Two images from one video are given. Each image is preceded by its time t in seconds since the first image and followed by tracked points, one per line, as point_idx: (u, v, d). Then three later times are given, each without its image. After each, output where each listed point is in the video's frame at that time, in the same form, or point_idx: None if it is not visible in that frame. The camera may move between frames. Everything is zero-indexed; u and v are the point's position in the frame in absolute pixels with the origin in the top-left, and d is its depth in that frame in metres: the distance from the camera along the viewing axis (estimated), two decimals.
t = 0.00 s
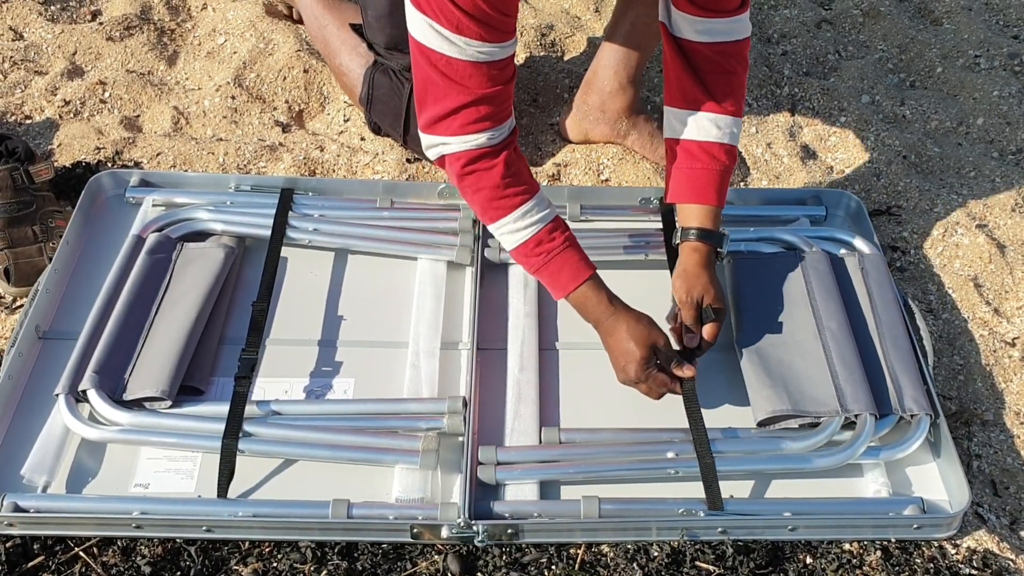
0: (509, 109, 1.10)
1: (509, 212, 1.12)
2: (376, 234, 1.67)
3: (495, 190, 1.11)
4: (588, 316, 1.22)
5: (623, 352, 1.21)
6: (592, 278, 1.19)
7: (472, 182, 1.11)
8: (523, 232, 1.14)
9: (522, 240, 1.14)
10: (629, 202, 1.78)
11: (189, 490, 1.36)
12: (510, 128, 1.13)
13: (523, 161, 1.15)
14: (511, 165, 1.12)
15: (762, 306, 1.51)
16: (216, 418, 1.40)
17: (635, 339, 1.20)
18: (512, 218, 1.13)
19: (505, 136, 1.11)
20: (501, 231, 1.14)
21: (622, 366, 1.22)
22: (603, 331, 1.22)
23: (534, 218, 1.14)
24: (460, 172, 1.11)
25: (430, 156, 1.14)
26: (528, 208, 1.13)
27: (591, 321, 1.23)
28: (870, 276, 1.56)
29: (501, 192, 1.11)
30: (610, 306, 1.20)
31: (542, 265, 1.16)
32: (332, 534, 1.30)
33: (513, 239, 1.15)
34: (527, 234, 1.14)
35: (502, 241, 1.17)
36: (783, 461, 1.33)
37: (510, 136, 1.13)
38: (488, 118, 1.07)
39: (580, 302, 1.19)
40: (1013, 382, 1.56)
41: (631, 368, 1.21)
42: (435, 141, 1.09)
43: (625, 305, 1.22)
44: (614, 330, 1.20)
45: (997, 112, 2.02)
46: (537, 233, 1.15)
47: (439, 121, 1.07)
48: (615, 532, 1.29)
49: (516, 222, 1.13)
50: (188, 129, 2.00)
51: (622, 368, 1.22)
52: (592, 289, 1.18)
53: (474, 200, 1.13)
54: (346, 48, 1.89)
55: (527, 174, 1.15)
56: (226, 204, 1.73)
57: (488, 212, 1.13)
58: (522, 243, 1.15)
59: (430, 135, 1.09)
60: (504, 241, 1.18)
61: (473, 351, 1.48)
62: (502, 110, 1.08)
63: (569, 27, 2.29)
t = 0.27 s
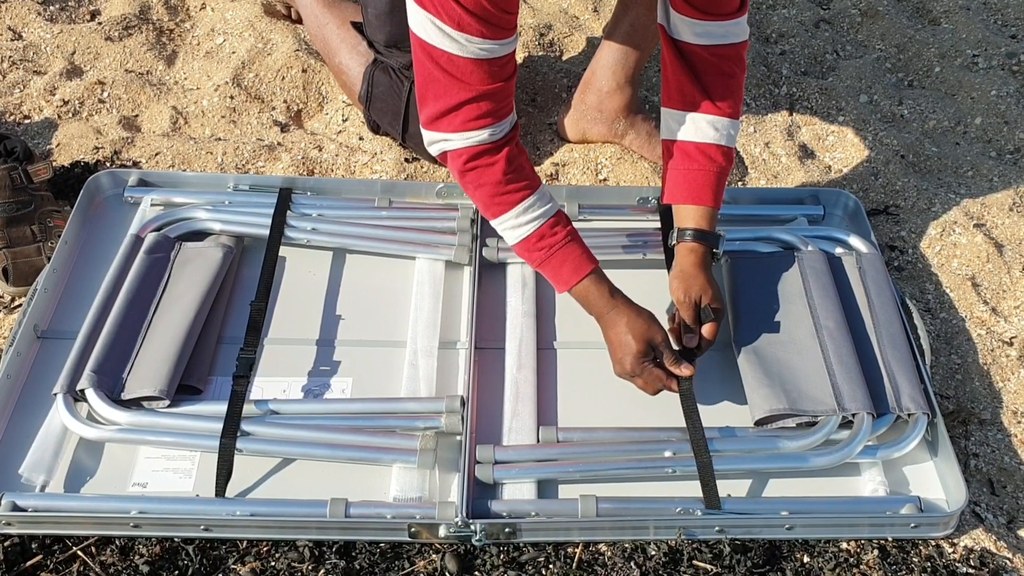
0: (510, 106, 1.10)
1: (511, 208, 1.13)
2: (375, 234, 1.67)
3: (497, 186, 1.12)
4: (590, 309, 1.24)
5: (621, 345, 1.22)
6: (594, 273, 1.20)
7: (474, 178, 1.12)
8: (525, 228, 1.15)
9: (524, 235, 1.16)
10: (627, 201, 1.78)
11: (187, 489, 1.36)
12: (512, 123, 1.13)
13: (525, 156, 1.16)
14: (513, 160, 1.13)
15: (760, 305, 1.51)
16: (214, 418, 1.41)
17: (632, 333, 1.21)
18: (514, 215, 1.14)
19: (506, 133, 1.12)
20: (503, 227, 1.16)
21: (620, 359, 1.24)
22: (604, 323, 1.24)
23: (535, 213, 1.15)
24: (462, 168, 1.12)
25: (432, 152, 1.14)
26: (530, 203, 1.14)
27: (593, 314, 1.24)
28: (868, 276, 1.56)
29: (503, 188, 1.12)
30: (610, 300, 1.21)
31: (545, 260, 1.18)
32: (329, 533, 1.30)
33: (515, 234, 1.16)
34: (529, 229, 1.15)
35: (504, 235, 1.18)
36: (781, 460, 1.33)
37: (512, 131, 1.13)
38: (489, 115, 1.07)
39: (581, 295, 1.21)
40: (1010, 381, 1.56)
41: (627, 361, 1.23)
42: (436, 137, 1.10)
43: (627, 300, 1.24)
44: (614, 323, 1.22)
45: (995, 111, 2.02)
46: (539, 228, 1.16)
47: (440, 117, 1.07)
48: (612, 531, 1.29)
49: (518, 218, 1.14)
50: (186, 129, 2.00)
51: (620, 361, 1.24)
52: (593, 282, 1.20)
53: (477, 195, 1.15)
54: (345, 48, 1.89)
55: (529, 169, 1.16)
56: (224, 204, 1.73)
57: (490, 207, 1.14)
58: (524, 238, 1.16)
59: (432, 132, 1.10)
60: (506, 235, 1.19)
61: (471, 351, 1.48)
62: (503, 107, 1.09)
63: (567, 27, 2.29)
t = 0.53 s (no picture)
0: (511, 102, 1.11)
1: (513, 205, 1.14)
2: (373, 233, 1.67)
3: (499, 183, 1.13)
4: (592, 305, 1.24)
5: (622, 340, 1.22)
6: (596, 269, 1.21)
7: (476, 175, 1.13)
8: (527, 224, 1.16)
9: (526, 231, 1.16)
10: (625, 200, 1.79)
11: (186, 487, 1.36)
12: (513, 120, 1.14)
13: (527, 152, 1.17)
14: (515, 157, 1.14)
15: (758, 304, 1.51)
16: (213, 416, 1.41)
17: (635, 327, 1.22)
18: (516, 211, 1.14)
19: (508, 129, 1.12)
20: (506, 223, 1.16)
21: (621, 354, 1.24)
22: (606, 319, 1.24)
23: (538, 210, 1.15)
24: (464, 165, 1.12)
25: (434, 149, 1.15)
26: (532, 200, 1.14)
27: (595, 311, 1.25)
28: (865, 274, 1.56)
29: (505, 185, 1.13)
30: (612, 295, 1.22)
31: (547, 256, 1.18)
32: (327, 530, 1.30)
33: (518, 231, 1.17)
34: (531, 226, 1.16)
35: (506, 232, 1.18)
36: (779, 457, 1.34)
37: (513, 128, 1.14)
38: (492, 111, 1.07)
39: (584, 290, 1.22)
40: (1008, 379, 1.56)
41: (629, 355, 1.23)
42: (438, 135, 1.10)
43: (628, 297, 1.25)
44: (615, 318, 1.22)
45: (993, 110, 2.03)
46: (542, 225, 1.16)
47: (442, 115, 1.07)
48: (609, 529, 1.29)
49: (521, 214, 1.14)
50: (185, 128, 2.01)
51: (621, 356, 1.24)
52: (596, 278, 1.21)
53: (479, 192, 1.15)
54: (344, 47, 1.89)
55: (531, 166, 1.16)
56: (222, 203, 1.74)
57: (493, 204, 1.15)
58: (527, 234, 1.17)
59: (434, 129, 1.10)
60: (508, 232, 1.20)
61: (469, 349, 1.48)
62: (505, 103, 1.09)
63: (566, 26, 2.30)
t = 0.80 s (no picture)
0: (511, 97, 1.11)
1: (513, 201, 1.14)
2: (373, 231, 1.67)
3: (499, 179, 1.13)
4: (591, 304, 1.25)
5: (622, 340, 1.23)
6: (595, 267, 1.21)
7: (476, 171, 1.13)
8: (528, 221, 1.16)
9: (526, 228, 1.16)
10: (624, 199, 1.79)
11: (186, 485, 1.37)
12: (513, 116, 1.14)
13: (527, 149, 1.17)
14: (515, 154, 1.14)
15: (756, 300, 1.52)
16: (213, 413, 1.41)
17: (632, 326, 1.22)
18: (516, 207, 1.14)
19: (507, 125, 1.13)
20: (506, 220, 1.16)
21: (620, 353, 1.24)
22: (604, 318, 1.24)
23: (538, 206, 1.16)
24: (464, 161, 1.12)
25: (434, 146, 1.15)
26: (532, 197, 1.14)
27: (594, 309, 1.25)
28: (863, 270, 1.57)
29: (506, 181, 1.13)
30: (610, 294, 1.22)
31: (547, 254, 1.18)
32: (327, 527, 1.30)
33: (518, 227, 1.17)
34: (532, 223, 1.16)
35: (506, 229, 1.18)
36: (777, 452, 1.34)
37: (513, 124, 1.14)
38: (491, 106, 1.08)
39: (583, 289, 1.22)
40: (1005, 378, 1.57)
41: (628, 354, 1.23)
42: (438, 130, 1.11)
43: (627, 295, 1.25)
44: (614, 317, 1.23)
45: (991, 109, 2.03)
46: (542, 222, 1.16)
47: (441, 110, 1.08)
48: (608, 526, 1.30)
49: (521, 211, 1.15)
50: (185, 127, 2.01)
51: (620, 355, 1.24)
52: (594, 276, 1.21)
53: (479, 188, 1.15)
54: (344, 45, 1.90)
55: (531, 163, 1.16)
56: (221, 202, 1.74)
57: (493, 201, 1.15)
58: (527, 231, 1.17)
59: (433, 125, 1.10)
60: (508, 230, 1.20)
61: (468, 347, 1.49)
62: (504, 98, 1.09)
63: (565, 25, 2.30)
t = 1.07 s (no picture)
0: (516, 95, 1.12)
1: (523, 202, 1.15)
2: (376, 230, 1.68)
3: (509, 180, 1.14)
4: (601, 303, 1.27)
5: (630, 339, 1.25)
6: (606, 267, 1.23)
7: (485, 172, 1.14)
8: (537, 222, 1.17)
9: (536, 229, 1.18)
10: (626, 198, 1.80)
11: (190, 482, 1.37)
12: (519, 113, 1.14)
13: (535, 149, 1.17)
14: (524, 153, 1.15)
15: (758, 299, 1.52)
16: (217, 411, 1.42)
17: (641, 326, 1.23)
18: (525, 209, 1.16)
19: (514, 125, 1.13)
20: (516, 220, 1.18)
21: (629, 351, 1.26)
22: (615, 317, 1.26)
23: (547, 207, 1.17)
24: (473, 162, 1.13)
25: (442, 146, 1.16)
26: (542, 198, 1.16)
27: (604, 308, 1.27)
28: (864, 268, 1.57)
29: (516, 182, 1.14)
30: (620, 294, 1.24)
31: (557, 254, 1.21)
32: (331, 524, 1.31)
33: (528, 228, 1.18)
34: (541, 223, 1.17)
35: (516, 229, 1.20)
36: (780, 449, 1.35)
37: (520, 123, 1.14)
38: (497, 105, 1.08)
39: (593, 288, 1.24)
40: (1007, 376, 1.57)
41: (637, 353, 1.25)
42: (445, 131, 1.11)
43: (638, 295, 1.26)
44: (623, 316, 1.24)
45: (992, 108, 2.03)
46: (551, 223, 1.18)
47: (446, 110, 1.08)
48: (611, 523, 1.30)
49: (531, 212, 1.16)
50: (188, 126, 2.01)
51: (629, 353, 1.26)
52: (605, 276, 1.23)
53: (489, 189, 1.16)
54: (348, 45, 1.90)
55: (539, 162, 1.17)
56: (225, 201, 1.74)
57: (503, 201, 1.16)
58: (537, 232, 1.18)
59: (440, 126, 1.11)
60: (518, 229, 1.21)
61: (471, 345, 1.49)
62: (509, 96, 1.10)
63: (567, 25, 2.30)
